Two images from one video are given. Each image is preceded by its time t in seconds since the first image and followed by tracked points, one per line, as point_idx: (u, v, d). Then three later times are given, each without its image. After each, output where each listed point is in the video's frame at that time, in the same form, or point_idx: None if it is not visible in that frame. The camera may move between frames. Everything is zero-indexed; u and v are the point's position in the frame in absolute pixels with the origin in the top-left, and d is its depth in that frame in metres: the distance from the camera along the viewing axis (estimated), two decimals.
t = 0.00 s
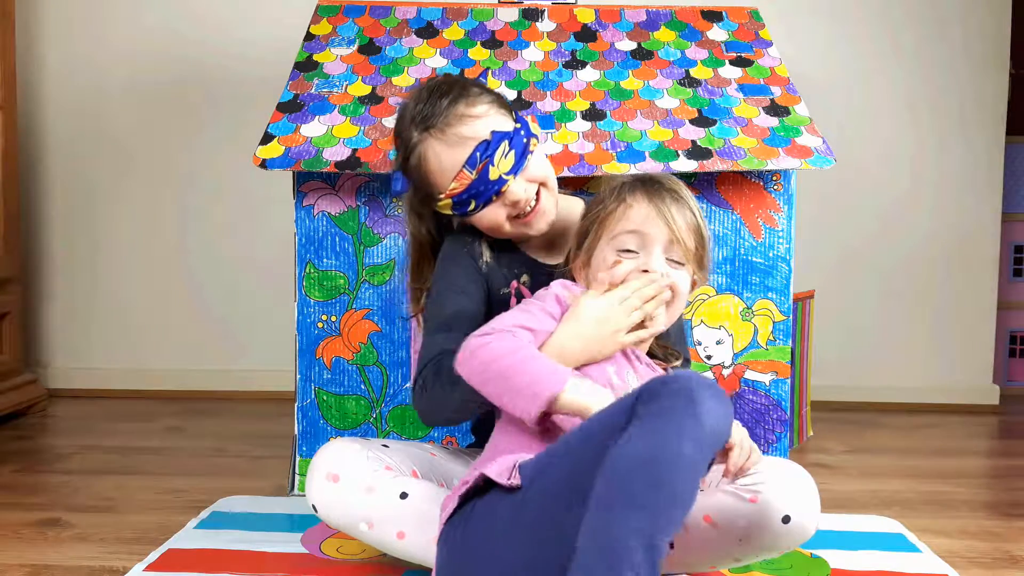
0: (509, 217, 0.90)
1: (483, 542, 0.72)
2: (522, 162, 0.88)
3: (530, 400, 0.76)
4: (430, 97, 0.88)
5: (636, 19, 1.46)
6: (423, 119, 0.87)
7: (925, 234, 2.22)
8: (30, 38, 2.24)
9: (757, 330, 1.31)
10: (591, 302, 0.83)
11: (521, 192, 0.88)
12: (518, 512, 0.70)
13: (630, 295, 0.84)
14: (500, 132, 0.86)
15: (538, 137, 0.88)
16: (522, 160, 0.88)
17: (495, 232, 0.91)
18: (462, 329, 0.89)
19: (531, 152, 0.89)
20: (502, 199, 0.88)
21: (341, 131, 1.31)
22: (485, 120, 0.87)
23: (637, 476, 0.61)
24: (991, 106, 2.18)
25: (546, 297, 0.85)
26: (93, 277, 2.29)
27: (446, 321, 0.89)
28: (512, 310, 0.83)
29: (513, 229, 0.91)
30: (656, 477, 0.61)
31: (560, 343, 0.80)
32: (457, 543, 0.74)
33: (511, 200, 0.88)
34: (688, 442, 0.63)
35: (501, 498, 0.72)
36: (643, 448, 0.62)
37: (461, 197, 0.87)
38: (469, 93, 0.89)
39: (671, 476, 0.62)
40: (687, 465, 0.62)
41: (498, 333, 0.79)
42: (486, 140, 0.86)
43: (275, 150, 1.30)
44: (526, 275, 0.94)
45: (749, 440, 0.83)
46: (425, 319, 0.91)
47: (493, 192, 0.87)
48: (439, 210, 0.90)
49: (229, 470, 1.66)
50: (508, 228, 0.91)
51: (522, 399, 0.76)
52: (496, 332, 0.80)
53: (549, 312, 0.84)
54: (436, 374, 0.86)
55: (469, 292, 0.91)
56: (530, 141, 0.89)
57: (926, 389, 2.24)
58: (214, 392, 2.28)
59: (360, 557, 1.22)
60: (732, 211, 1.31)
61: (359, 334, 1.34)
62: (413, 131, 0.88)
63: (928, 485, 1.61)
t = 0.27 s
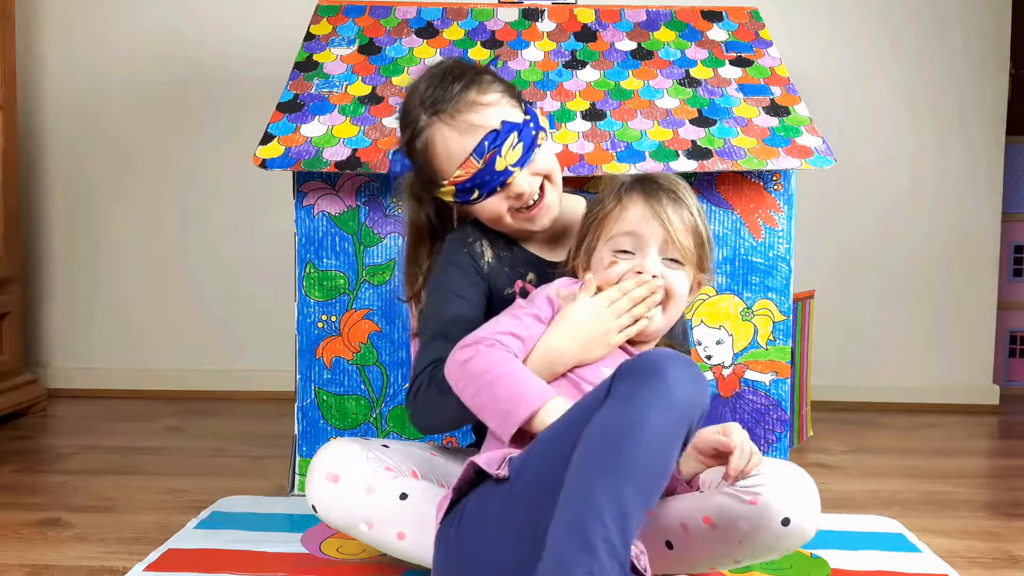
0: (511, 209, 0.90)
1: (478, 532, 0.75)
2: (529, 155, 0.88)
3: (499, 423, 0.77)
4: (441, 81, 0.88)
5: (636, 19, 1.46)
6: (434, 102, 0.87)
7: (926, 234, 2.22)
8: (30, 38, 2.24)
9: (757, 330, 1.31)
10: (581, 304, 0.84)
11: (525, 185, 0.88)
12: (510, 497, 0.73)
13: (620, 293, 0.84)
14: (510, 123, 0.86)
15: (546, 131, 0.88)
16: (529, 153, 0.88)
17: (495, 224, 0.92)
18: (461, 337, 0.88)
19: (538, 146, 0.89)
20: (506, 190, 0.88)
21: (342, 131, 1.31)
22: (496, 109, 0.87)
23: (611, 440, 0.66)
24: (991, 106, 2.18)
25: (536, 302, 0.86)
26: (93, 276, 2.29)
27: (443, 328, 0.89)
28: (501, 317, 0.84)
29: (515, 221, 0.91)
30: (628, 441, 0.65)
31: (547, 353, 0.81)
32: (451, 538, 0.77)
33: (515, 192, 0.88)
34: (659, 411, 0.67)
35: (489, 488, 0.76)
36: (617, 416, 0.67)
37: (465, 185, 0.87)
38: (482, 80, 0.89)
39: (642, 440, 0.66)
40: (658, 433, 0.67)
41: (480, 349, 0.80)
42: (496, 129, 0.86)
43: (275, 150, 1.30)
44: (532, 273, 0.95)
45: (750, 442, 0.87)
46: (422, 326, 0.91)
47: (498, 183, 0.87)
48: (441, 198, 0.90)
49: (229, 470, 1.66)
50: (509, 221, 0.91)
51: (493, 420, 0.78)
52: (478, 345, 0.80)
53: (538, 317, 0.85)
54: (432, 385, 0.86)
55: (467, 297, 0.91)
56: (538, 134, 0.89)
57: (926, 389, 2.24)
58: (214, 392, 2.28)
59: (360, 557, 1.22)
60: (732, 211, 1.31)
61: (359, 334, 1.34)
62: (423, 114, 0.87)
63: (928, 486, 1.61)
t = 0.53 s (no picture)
0: (511, 204, 0.89)
1: (493, 535, 0.75)
2: (534, 148, 0.88)
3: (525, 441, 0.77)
4: (448, 69, 0.88)
5: (636, 19, 1.46)
6: (440, 88, 0.87)
7: (925, 233, 2.22)
8: (30, 38, 2.24)
9: (757, 330, 1.31)
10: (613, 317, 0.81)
11: (528, 180, 0.88)
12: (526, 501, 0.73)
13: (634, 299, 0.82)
14: (517, 114, 0.87)
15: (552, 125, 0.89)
16: (534, 146, 0.88)
17: (492, 219, 0.91)
18: (463, 347, 0.88)
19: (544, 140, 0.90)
20: (509, 182, 0.88)
21: (342, 131, 1.31)
22: (503, 99, 0.88)
23: (634, 449, 0.63)
24: (991, 105, 2.18)
25: (551, 310, 0.83)
26: (93, 277, 2.29)
27: (445, 339, 0.88)
28: (518, 327, 0.81)
29: (515, 217, 0.90)
30: (651, 449, 0.63)
31: (566, 367, 0.80)
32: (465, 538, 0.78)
33: (517, 185, 0.88)
34: (683, 419, 0.64)
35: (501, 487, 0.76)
36: (641, 424, 0.64)
37: (468, 174, 0.87)
38: (489, 71, 0.89)
39: (666, 449, 0.63)
40: (683, 441, 0.64)
41: (503, 368, 0.78)
42: (503, 120, 0.86)
43: (275, 150, 1.30)
44: (533, 278, 0.94)
45: (751, 442, 0.86)
46: (422, 335, 0.90)
47: (502, 174, 0.87)
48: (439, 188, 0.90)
49: (229, 470, 1.66)
50: (510, 215, 0.90)
51: (516, 436, 0.78)
52: (502, 360, 0.78)
53: (557, 328, 0.82)
54: (441, 398, 0.85)
55: (468, 307, 0.90)
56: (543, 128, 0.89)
57: (925, 389, 2.24)
58: (214, 392, 2.28)
59: (360, 557, 1.22)
60: (732, 211, 1.31)
61: (359, 334, 1.34)
62: (428, 100, 0.87)
63: (928, 486, 1.61)
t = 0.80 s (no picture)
0: (512, 202, 0.89)
1: (505, 551, 0.70)
2: (538, 146, 0.88)
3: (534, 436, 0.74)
4: (454, 64, 0.88)
5: (636, 19, 1.46)
6: (446, 83, 0.87)
7: (925, 234, 2.22)
8: (30, 38, 2.24)
9: (757, 330, 1.31)
10: (627, 322, 0.79)
11: (531, 178, 0.88)
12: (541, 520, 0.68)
13: (654, 314, 0.81)
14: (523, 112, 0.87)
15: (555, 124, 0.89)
16: (539, 144, 0.88)
17: (492, 215, 0.91)
18: (467, 343, 0.88)
19: (547, 139, 0.90)
20: (513, 179, 0.87)
21: (341, 131, 1.31)
22: (508, 96, 0.88)
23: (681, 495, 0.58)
24: (990, 106, 2.18)
25: (564, 306, 0.82)
26: (93, 277, 2.29)
27: (449, 334, 0.88)
28: (534, 320, 0.80)
29: (515, 215, 0.90)
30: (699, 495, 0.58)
31: (577, 365, 0.78)
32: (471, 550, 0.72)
33: (520, 182, 0.88)
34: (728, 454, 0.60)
35: (518, 494, 0.71)
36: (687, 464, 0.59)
37: (471, 170, 0.87)
38: (494, 69, 0.90)
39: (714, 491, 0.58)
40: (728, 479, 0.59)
41: (516, 358, 0.76)
42: (508, 117, 0.87)
43: (275, 150, 1.30)
44: (534, 272, 0.94)
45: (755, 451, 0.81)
46: (425, 330, 0.90)
47: (506, 171, 0.86)
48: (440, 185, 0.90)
49: (229, 470, 1.66)
50: (509, 213, 0.90)
51: (525, 432, 0.75)
52: (513, 351, 0.76)
53: (571, 325, 0.81)
54: (449, 392, 0.84)
55: (470, 300, 0.90)
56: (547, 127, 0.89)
57: (925, 390, 2.24)
58: (213, 392, 2.28)
59: (360, 557, 1.22)
60: (732, 211, 1.31)
61: (359, 334, 1.34)
62: (433, 94, 0.87)
63: (928, 486, 1.61)
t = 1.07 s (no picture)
0: (519, 198, 0.89)
1: (496, 552, 0.70)
2: (551, 146, 0.88)
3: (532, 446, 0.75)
4: (474, 57, 0.88)
5: (636, 19, 1.46)
6: (464, 74, 0.87)
7: (925, 234, 2.22)
8: (30, 38, 2.24)
9: (757, 330, 1.31)
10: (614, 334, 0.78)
11: (540, 177, 0.88)
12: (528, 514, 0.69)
13: (637, 315, 0.80)
14: (539, 111, 0.87)
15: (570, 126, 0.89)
16: (551, 143, 0.88)
17: (498, 210, 0.91)
18: (459, 341, 0.88)
19: (561, 139, 0.90)
20: (522, 176, 0.87)
21: (341, 131, 1.31)
22: (524, 92, 0.88)
23: (656, 490, 0.61)
24: (990, 105, 2.18)
25: (554, 317, 0.82)
26: (93, 277, 2.29)
27: (444, 329, 0.88)
28: (527, 331, 0.79)
29: (519, 212, 0.90)
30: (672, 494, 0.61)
31: (571, 375, 0.78)
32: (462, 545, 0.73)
33: (529, 180, 0.88)
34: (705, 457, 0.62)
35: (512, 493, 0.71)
36: (665, 459, 0.61)
37: (481, 162, 0.87)
38: (513, 64, 0.90)
39: (688, 493, 0.61)
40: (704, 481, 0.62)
41: (513, 373, 0.75)
42: (524, 113, 0.87)
43: (275, 150, 1.30)
44: (536, 271, 0.94)
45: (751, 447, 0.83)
46: (422, 324, 0.90)
47: (516, 167, 0.86)
48: (450, 174, 0.90)
49: (229, 470, 1.66)
50: (514, 209, 0.90)
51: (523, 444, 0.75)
52: (510, 366, 0.76)
53: (562, 336, 0.80)
54: (432, 389, 0.85)
55: (469, 296, 0.90)
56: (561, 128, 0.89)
57: (925, 389, 2.24)
58: (213, 392, 2.28)
59: (360, 557, 1.22)
60: (732, 211, 1.31)
61: (359, 334, 1.34)
62: (452, 84, 0.87)
63: (928, 486, 1.61)
